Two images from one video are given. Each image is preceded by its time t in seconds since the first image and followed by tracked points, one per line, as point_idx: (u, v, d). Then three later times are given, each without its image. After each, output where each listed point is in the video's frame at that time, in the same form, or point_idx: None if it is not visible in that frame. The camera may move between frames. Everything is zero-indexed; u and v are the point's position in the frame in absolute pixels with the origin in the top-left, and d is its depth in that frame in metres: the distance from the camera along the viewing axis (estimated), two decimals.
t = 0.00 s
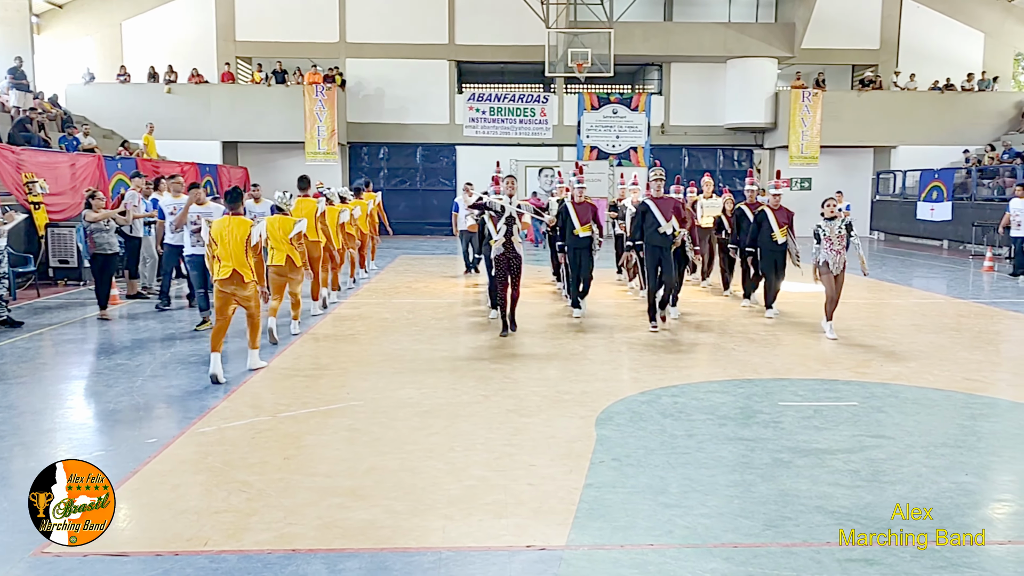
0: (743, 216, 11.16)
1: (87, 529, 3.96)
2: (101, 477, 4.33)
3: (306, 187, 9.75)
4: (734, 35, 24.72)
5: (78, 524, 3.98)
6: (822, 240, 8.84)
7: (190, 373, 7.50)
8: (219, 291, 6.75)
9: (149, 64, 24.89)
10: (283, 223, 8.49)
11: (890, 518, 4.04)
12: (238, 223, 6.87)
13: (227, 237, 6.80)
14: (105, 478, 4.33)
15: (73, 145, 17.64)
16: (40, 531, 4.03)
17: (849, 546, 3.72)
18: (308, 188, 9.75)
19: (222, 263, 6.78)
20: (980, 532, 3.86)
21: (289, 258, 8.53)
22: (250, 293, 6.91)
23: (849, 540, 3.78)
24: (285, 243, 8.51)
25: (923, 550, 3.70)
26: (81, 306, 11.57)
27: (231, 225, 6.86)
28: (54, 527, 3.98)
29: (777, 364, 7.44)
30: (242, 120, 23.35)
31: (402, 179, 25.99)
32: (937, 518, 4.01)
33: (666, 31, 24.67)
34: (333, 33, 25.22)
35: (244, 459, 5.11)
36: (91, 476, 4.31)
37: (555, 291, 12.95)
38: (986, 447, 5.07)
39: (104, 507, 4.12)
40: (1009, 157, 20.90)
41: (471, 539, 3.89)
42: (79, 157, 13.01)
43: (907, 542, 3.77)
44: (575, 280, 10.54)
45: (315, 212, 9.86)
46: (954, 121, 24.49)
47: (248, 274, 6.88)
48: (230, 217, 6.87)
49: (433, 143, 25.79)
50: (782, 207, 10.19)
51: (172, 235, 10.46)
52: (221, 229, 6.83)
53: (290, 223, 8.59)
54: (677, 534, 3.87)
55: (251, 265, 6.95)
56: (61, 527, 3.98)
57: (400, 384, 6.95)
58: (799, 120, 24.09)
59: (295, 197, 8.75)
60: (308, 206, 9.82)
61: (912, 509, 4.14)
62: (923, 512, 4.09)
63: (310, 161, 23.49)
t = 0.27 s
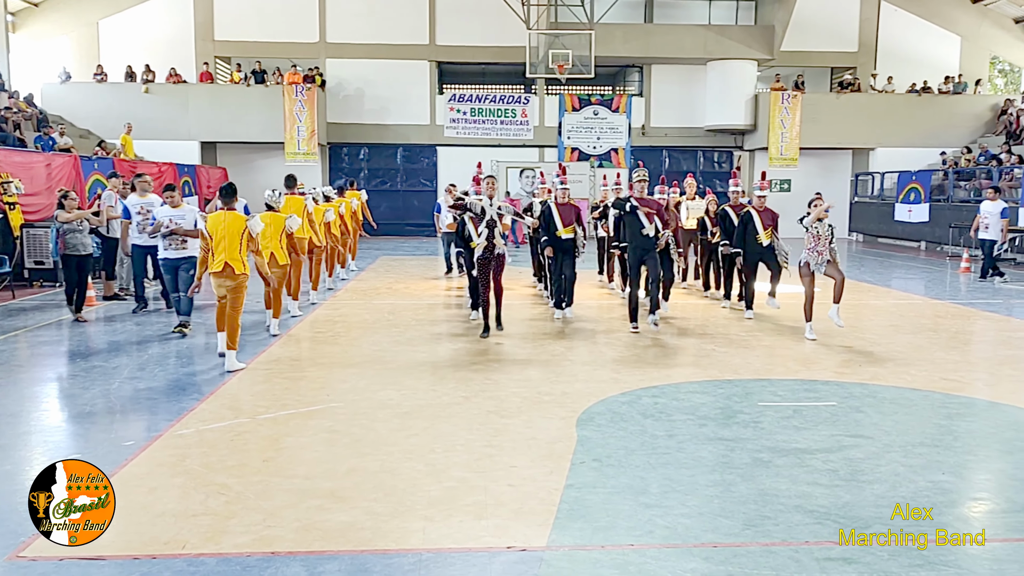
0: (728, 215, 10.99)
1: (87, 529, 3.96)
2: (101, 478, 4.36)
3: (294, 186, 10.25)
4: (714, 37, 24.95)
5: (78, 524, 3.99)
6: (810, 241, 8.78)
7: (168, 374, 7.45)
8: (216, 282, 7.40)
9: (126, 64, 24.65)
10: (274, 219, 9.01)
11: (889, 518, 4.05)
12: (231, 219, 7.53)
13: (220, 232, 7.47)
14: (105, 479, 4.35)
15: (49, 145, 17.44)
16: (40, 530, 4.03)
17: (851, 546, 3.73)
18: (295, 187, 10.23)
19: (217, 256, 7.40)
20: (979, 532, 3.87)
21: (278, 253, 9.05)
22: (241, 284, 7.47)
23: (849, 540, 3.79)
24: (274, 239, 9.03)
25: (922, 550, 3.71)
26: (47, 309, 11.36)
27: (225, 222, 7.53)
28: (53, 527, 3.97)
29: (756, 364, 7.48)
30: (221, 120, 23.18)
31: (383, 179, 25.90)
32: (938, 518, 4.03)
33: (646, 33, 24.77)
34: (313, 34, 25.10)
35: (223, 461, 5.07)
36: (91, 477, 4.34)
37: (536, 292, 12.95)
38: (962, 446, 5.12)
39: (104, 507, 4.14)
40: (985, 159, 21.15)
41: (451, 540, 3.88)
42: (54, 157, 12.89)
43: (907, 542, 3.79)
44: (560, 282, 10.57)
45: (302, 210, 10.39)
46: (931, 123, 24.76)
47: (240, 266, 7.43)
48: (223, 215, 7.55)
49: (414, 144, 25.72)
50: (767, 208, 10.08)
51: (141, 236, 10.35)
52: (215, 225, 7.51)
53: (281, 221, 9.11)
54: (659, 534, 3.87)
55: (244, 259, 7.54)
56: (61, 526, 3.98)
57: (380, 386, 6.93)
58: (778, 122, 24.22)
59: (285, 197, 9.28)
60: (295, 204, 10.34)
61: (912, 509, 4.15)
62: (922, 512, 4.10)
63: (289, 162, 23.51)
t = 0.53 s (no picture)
0: (719, 217, 10.93)
1: (86, 530, 3.97)
2: (101, 478, 4.34)
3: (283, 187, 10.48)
4: (700, 39, 25.01)
5: (78, 524, 3.99)
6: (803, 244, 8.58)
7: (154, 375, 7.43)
8: (211, 280, 7.79)
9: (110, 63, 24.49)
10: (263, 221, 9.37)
11: (890, 518, 4.07)
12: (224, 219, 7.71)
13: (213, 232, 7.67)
14: (104, 478, 4.34)
15: (31, 145, 17.28)
16: (40, 530, 4.03)
17: (853, 546, 3.75)
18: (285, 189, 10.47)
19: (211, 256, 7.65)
20: (980, 532, 3.89)
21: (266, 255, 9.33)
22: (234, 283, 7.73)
23: (849, 540, 3.81)
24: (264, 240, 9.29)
25: (922, 550, 3.72)
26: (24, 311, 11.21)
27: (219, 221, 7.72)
28: (54, 527, 3.97)
29: (741, 365, 7.51)
30: (206, 120, 23.06)
31: (369, 180, 25.85)
32: (938, 518, 4.05)
33: (632, 35, 24.84)
34: (298, 34, 25.00)
35: (209, 463, 5.04)
36: (91, 476, 4.31)
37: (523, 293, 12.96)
38: (945, 446, 5.16)
39: (104, 506, 4.15)
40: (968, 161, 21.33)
41: (438, 542, 3.87)
42: (37, 158, 12.73)
43: (908, 542, 3.81)
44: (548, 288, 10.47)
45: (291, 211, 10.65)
46: (914, 125, 24.99)
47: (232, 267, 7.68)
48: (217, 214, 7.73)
49: (400, 144, 25.66)
50: (759, 210, 9.89)
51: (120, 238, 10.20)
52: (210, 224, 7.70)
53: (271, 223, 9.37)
54: (645, 535, 3.88)
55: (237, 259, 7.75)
56: (61, 526, 3.98)
57: (366, 387, 6.91)
58: (763, 124, 24.34)
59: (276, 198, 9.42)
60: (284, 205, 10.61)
61: (913, 509, 4.17)
62: (923, 512, 4.13)
63: (275, 162, 23.45)
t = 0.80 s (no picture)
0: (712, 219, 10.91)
1: (87, 530, 3.97)
2: (101, 479, 4.36)
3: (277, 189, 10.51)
4: (689, 40, 25.18)
5: (79, 524, 4.00)
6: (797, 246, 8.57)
7: (141, 377, 7.38)
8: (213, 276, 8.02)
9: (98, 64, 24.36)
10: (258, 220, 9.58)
11: (890, 518, 4.07)
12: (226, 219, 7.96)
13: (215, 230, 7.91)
14: (105, 479, 4.36)
15: (19, 145, 17.17)
16: (41, 530, 4.04)
17: (851, 546, 3.75)
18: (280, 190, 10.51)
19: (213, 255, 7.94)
20: (980, 532, 3.90)
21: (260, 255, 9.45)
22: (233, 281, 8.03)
23: (849, 540, 3.81)
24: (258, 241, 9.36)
25: (921, 550, 3.73)
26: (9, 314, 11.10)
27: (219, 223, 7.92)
28: (54, 527, 3.98)
29: (731, 365, 7.53)
30: (195, 121, 22.96)
31: (359, 181, 25.81)
32: (937, 518, 4.06)
33: (621, 36, 24.89)
34: (288, 34, 24.93)
35: (199, 465, 5.03)
36: (91, 477, 4.33)
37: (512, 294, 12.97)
38: (934, 446, 5.18)
39: (105, 507, 4.16)
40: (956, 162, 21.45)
41: (427, 543, 3.87)
42: (24, 158, 12.64)
43: (907, 542, 3.81)
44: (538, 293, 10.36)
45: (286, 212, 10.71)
46: (903, 126, 25.11)
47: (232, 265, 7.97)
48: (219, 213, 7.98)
49: (390, 144, 25.62)
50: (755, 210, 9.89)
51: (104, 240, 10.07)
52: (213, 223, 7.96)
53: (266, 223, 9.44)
54: (636, 535, 3.88)
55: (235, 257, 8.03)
56: (61, 527, 3.98)
57: (356, 388, 6.90)
58: (752, 125, 24.41)
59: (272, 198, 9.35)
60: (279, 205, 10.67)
61: (912, 509, 4.18)
62: (922, 512, 4.14)
63: (263, 163, 23.36)
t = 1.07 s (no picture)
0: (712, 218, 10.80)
1: (86, 530, 3.96)
2: (100, 478, 4.37)
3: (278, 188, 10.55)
4: (685, 41, 25.14)
5: (78, 524, 3.99)
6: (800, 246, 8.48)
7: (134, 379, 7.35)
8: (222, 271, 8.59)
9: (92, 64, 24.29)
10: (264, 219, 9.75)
11: (890, 518, 4.06)
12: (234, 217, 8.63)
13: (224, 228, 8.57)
14: (103, 478, 4.37)
15: (13, 145, 17.12)
16: (40, 530, 4.03)
17: (850, 546, 3.75)
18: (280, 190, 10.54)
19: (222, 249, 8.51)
20: (980, 532, 3.89)
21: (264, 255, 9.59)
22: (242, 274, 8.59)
23: (850, 541, 3.80)
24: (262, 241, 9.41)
25: (922, 550, 3.72)
26: None
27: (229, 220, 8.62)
28: (54, 527, 3.97)
29: (726, 365, 7.54)
30: (189, 121, 22.92)
31: (353, 181, 25.77)
32: (936, 518, 4.06)
33: (616, 36, 24.91)
34: (282, 34, 24.89)
35: (194, 465, 5.01)
36: (91, 475, 4.34)
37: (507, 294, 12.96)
38: (929, 445, 5.19)
39: (104, 507, 4.15)
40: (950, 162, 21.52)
41: (424, 543, 3.86)
42: (17, 158, 12.56)
43: (907, 542, 3.81)
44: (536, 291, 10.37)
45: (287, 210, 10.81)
46: (897, 125, 25.16)
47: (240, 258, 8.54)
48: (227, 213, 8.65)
49: (385, 145, 25.59)
50: (756, 209, 9.79)
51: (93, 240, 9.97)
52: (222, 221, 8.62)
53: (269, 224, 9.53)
54: (632, 535, 3.88)
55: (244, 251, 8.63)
56: (61, 526, 3.98)
57: (352, 388, 6.89)
58: (747, 124, 24.46)
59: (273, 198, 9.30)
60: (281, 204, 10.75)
61: (913, 509, 4.17)
62: (923, 512, 4.13)
63: (259, 163, 23.19)
